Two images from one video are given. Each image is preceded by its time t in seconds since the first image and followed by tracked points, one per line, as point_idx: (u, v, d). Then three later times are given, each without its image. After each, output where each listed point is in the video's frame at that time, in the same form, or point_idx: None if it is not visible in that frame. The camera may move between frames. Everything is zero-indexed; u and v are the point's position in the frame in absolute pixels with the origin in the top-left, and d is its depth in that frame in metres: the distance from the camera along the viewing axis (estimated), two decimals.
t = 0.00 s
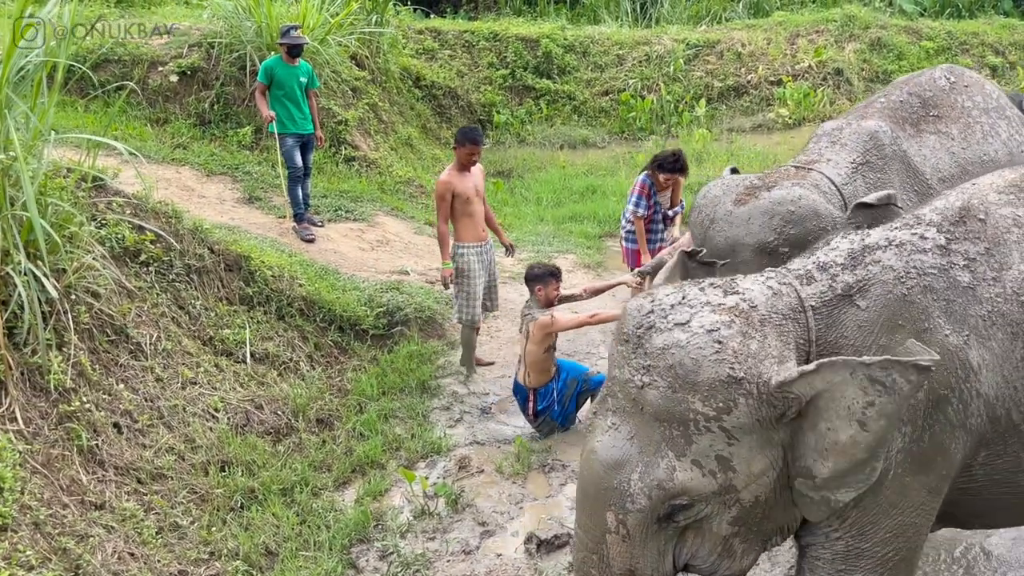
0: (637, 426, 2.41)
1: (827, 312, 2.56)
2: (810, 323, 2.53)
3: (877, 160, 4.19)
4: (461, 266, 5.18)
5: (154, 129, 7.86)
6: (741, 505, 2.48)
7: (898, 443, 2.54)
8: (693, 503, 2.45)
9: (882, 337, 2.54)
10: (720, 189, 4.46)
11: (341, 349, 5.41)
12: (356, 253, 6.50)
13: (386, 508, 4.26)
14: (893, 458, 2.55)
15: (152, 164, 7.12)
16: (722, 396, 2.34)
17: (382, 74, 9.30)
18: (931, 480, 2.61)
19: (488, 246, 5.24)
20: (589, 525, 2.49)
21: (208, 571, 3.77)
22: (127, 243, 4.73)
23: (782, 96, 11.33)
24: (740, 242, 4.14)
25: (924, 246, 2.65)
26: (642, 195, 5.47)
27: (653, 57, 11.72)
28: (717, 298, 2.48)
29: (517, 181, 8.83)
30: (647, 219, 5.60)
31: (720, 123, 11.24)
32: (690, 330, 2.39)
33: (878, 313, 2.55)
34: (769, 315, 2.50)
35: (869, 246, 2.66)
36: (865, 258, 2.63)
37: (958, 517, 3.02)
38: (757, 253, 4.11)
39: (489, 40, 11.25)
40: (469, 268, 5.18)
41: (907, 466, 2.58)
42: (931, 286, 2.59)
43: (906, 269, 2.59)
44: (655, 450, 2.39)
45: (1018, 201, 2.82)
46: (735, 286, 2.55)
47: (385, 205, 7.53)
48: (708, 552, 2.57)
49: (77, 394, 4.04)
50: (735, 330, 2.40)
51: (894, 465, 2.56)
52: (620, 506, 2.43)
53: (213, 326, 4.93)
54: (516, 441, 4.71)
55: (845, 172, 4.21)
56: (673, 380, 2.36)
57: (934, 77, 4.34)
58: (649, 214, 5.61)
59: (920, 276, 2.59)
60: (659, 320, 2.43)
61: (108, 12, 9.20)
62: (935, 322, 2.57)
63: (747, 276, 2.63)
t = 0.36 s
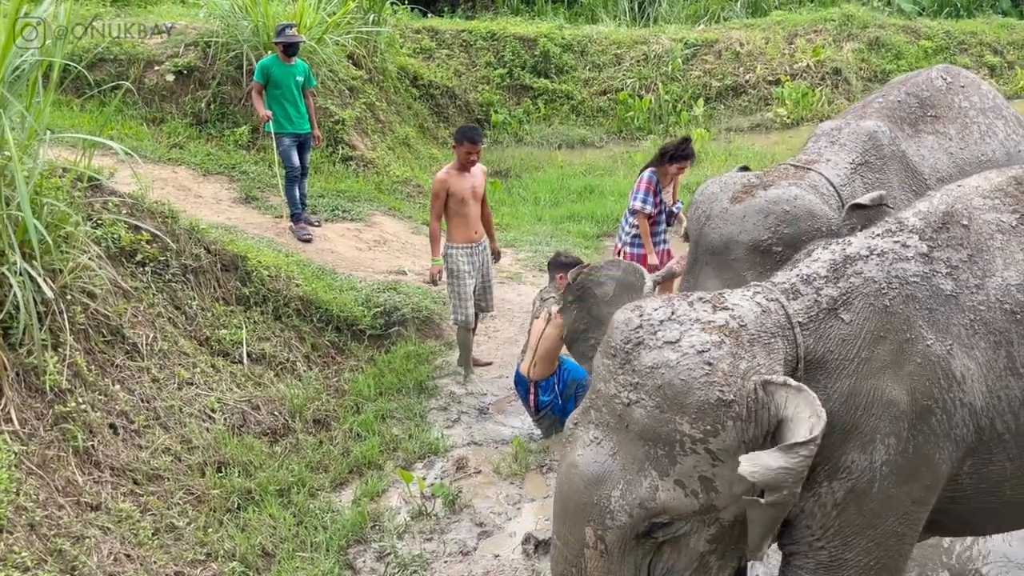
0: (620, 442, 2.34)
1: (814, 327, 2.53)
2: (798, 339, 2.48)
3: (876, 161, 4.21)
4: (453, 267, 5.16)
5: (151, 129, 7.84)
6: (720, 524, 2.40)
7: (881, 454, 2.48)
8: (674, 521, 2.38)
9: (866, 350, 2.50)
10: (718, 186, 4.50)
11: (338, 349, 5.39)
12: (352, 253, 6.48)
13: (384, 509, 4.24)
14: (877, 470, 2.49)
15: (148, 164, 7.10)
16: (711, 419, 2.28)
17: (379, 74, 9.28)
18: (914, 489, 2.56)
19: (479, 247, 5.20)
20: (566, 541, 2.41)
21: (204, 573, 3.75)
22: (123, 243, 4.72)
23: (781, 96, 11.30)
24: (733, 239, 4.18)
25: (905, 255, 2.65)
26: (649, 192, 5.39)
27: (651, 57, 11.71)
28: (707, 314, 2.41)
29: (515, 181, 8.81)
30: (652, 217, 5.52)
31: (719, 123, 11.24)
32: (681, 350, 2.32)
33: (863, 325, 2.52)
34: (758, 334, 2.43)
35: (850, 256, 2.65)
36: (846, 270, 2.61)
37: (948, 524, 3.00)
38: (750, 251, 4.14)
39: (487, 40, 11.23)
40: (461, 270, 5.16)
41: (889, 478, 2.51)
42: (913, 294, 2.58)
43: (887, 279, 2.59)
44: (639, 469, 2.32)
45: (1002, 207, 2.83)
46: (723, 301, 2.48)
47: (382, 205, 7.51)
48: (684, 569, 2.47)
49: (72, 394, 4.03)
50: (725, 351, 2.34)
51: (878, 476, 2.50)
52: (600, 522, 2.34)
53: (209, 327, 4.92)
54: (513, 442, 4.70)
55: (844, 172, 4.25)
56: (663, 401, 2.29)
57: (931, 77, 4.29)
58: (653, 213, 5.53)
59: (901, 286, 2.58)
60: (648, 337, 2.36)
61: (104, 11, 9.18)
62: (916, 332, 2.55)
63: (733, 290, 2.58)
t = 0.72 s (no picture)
0: (640, 435, 2.36)
1: (828, 324, 2.54)
2: (814, 337, 2.50)
3: (876, 162, 4.13)
4: (447, 267, 5.12)
5: (148, 129, 7.83)
6: (729, 525, 2.44)
7: (888, 450, 2.54)
8: (684, 517, 2.41)
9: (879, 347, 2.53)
10: (709, 181, 4.62)
11: (336, 350, 5.37)
12: (351, 254, 6.47)
13: (383, 511, 4.22)
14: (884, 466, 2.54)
15: (146, 165, 7.09)
16: (735, 412, 2.30)
17: (378, 74, 9.26)
18: (920, 487, 2.60)
19: (473, 248, 5.17)
20: (574, 530, 2.44)
21: None
22: (120, 243, 4.70)
23: (780, 96, 11.31)
24: (718, 234, 4.29)
25: (915, 252, 2.64)
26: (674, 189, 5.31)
27: (651, 57, 11.70)
28: (730, 313, 2.44)
29: (514, 182, 8.80)
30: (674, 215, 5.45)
31: (719, 123, 11.23)
32: (708, 345, 2.35)
33: (875, 323, 2.54)
34: (779, 333, 2.45)
35: (862, 254, 2.65)
36: (858, 268, 2.62)
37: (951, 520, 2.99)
38: (733, 246, 4.23)
39: (486, 40, 11.23)
40: (454, 271, 5.12)
41: (897, 471, 2.56)
42: (923, 293, 2.59)
43: (898, 278, 2.59)
44: (657, 461, 2.34)
45: (1012, 202, 2.81)
46: (744, 300, 2.50)
47: (380, 205, 7.49)
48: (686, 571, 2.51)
49: (69, 396, 4.01)
50: (750, 349, 2.36)
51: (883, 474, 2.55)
52: (611, 513, 2.37)
53: (207, 328, 4.90)
54: (513, 443, 4.68)
55: (840, 172, 4.23)
56: (687, 394, 2.32)
57: (934, 77, 4.34)
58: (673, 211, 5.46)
59: (912, 285, 2.59)
60: (674, 332, 2.40)
61: (102, 11, 9.17)
62: (926, 330, 2.56)
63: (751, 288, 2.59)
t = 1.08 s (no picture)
0: (677, 418, 2.49)
1: (850, 306, 2.64)
2: (837, 318, 2.62)
3: (876, 164, 4.09)
4: (446, 271, 5.11)
5: (146, 131, 7.81)
6: (766, 504, 2.56)
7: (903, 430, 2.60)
8: (722, 497, 2.54)
9: (898, 330, 2.61)
10: (704, 177, 4.54)
11: (335, 353, 5.35)
12: (350, 256, 6.46)
13: (382, 514, 4.20)
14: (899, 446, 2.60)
15: (143, 167, 7.07)
16: (768, 390, 2.42)
17: (377, 76, 9.25)
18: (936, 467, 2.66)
19: (472, 251, 5.15)
20: (616, 515, 2.57)
21: None
22: (118, 246, 4.68)
23: (780, 97, 11.32)
24: (705, 235, 4.23)
25: (935, 239, 2.70)
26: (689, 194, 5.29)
27: (650, 59, 11.69)
28: (757, 299, 2.58)
29: (513, 184, 8.79)
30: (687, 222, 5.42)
31: (718, 125, 11.21)
32: (738, 327, 2.48)
33: (894, 307, 2.62)
34: (805, 317, 2.58)
35: (884, 240, 2.74)
36: (880, 253, 2.71)
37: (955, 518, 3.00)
38: (719, 249, 4.18)
39: (485, 42, 11.22)
40: (453, 274, 5.12)
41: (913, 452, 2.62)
42: (940, 279, 2.65)
43: (918, 263, 2.66)
44: (695, 441, 2.47)
45: None
46: (768, 287, 2.64)
47: (379, 207, 7.48)
48: (725, 550, 2.65)
49: (67, 399, 3.99)
50: (779, 331, 2.49)
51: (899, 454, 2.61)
52: (653, 496, 2.51)
53: (205, 331, 4.88)
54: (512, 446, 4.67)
55: (837, 174, 4.15)
56: (721, 374, 2.45)
57: (937, 78, 4.32)
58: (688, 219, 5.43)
59: (930, 270, 2.65)
60: (704, 319, 2.54)
61: (99, 13, 9.15)
62: (943, 314, 2.62)
63: (775, 275, 2.72)
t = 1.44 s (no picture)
0: (682, 402, 2.59)
1: (847, 287, 2.78)
2: (833, 298, 2.76)
3: (862, 162, 4.08)
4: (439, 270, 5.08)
5: (133, 133, 7.77)
6: (778, 476, 2.63)
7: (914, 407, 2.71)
8: (735, 473, 2.61)
9: (896, 310, 2.74)
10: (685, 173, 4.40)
11: (325, 355, 5.32)
12: (340, 258, 6.43)
13: (374, 516, 4.18)
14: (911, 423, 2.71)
15: (131, 169, 7.04)
16: (766, 367, 2.53)
17: (366, 76, 9.22)
18: (951, 443, 2.75)
19: (464, 250, 5.14)
20: (636, 500, 2.66)
21: None
22: (106, 249, 4.65)
23: (770, 96, 11.32)
24: (683, 229, 4.16)
25: (933, 223, 2.82)
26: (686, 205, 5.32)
27: (640, 58, 11.69)
28: (751, 281, 2.70)
29: (504, 184, 8.76)
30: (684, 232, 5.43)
31: (709, 124, 11.21)
32: (733, 310, 2.60)
33: (891, 287, 2.76)
34: (798, 295, 2.72)
35: (882, 223, 2.87)
36: (878, 235, 2.84)
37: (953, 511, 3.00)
38: (696, 243, 4.11)
39: (474, 42, 11.19)
40: (446, 273, 5.09)
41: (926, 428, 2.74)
42: (939, 261, 2.76)
43: (916, 246, 2.78)
44: (702, 423, 2.56)
45: None
46: (763, 270, 2.78)
47: (369, 209, 7.46)
48: (744, 522, 2.71)
49: (55, 404, 3.95)
50: (773, 309, 2.62)
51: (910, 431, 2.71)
52: (668, 479, 2.59)
53: (195, 334, 4.85)
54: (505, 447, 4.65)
55: (821, 172, 4.12)
56: (720, 356, 2.55)
57: (933, 76, 4.32)
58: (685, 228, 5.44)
59: (927, 253, 2.77)
60: (700, 304, 2.65)
61: (85, 14, 9.09)
62: (944, 295, 2.74)
63: (772, 259, 2.86)
